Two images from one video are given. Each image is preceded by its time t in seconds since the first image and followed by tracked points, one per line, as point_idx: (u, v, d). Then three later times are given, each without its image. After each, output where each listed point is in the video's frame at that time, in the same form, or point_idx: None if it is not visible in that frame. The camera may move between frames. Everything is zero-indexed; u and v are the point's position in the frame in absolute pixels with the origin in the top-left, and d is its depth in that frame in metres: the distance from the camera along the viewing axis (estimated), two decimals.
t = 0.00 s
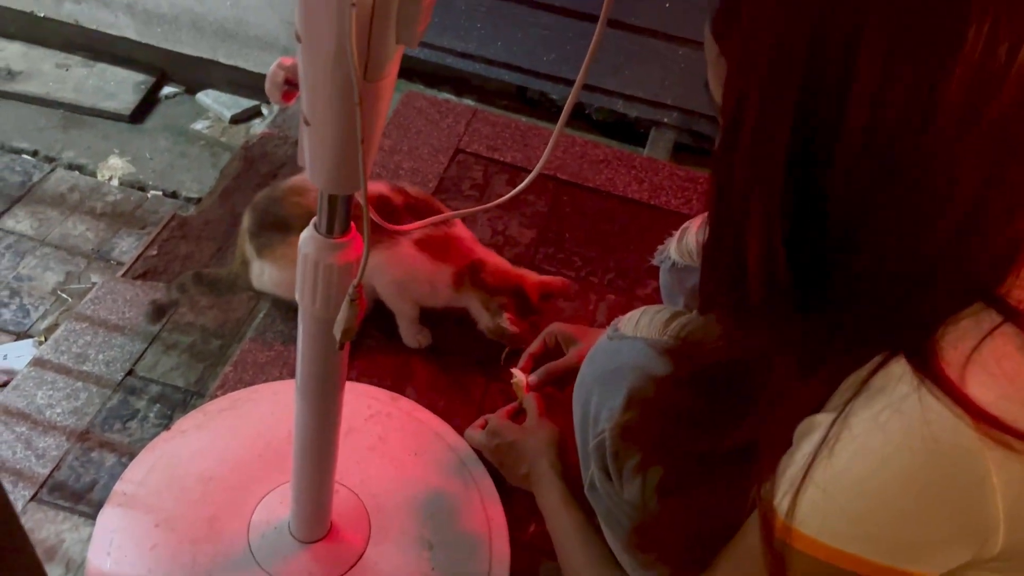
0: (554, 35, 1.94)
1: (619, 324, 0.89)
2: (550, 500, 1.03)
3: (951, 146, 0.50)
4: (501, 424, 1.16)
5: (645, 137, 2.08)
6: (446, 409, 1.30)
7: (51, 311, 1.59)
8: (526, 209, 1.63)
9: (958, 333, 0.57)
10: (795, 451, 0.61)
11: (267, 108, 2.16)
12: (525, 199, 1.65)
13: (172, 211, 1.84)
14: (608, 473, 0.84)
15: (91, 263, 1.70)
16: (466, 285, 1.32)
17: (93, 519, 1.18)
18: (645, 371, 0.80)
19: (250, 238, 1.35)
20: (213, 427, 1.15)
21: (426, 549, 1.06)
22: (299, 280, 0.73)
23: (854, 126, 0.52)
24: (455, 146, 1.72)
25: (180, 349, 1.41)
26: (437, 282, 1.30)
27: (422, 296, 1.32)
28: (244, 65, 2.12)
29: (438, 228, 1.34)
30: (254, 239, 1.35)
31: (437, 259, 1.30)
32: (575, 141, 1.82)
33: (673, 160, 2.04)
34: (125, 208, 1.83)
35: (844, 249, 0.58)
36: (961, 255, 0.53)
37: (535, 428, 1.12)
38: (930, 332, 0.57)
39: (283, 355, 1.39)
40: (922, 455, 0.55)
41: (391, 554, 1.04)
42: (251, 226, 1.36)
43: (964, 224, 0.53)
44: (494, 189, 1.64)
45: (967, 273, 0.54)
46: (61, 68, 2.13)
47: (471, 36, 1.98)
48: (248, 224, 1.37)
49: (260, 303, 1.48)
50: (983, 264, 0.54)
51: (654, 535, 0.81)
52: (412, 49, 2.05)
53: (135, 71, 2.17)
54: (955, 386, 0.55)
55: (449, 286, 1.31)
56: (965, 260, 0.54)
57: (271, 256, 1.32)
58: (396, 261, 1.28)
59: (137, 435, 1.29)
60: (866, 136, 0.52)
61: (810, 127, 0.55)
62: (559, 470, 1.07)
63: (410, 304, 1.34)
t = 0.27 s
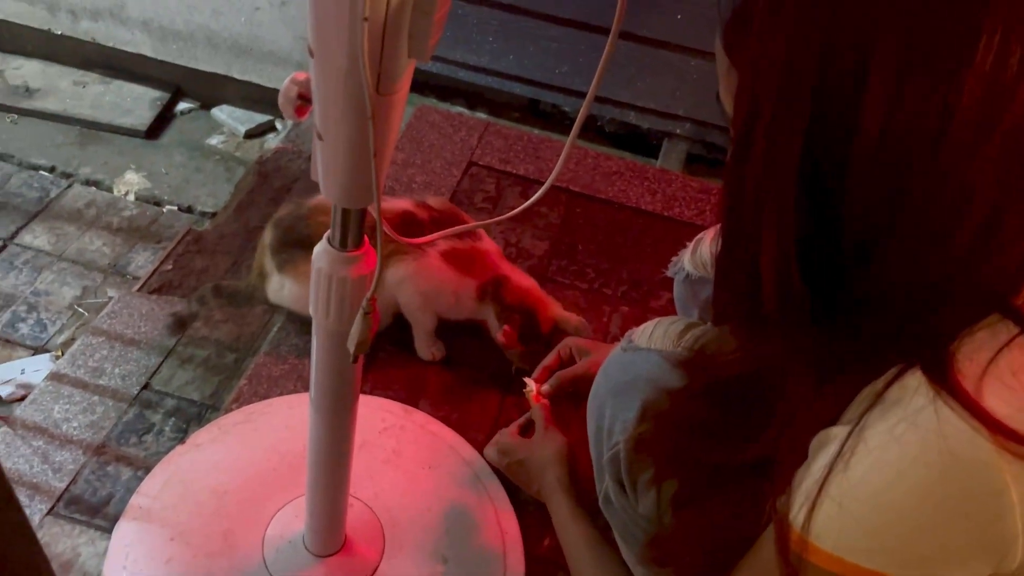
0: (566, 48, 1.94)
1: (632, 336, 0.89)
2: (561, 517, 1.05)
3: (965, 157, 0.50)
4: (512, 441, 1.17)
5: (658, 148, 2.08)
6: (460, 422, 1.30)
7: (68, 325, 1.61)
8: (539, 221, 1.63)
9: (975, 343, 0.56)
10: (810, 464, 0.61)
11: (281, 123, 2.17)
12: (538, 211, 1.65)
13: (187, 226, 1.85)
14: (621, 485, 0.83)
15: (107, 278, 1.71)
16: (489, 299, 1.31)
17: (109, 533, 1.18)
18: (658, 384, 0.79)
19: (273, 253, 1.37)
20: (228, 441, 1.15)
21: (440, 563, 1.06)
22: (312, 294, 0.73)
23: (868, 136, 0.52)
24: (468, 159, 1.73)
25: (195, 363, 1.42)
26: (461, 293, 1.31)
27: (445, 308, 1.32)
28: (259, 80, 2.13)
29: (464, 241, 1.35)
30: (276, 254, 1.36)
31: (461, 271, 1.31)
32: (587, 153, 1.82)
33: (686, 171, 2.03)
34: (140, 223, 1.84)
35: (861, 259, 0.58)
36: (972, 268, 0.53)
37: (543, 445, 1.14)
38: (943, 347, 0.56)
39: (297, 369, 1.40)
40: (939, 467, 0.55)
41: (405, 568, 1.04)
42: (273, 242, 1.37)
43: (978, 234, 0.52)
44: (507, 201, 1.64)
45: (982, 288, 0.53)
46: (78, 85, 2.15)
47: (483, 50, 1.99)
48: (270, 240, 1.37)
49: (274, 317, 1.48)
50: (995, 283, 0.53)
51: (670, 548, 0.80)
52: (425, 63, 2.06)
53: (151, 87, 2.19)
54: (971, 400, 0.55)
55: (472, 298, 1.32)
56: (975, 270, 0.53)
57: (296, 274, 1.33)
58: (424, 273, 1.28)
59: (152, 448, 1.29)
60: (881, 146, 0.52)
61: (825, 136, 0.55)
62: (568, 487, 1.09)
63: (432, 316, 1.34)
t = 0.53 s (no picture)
0: (582, 62, 1.95)
1: (647, 349, 0.87)
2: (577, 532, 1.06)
3: (979, 166, 0.51)
4: (526, 455, 1.18)
5: (674, 160, 2.08)
6: (479, 435, 1.31)
7: (91, 341, 1.63)
8: (555, 234, 1.63)
9: (992, 352, 0.56)
10: (830, 475, 0.61)
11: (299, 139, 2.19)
12: (555, 224, 1.66)
13: (208, 242, 1.87)
14: (640, 498, 0.82)
15: (129, 293, 1.73)
16: (501, 307, 1.31)
17: (132, 547, 1.19)
18: (675, 397, 0.77)
19: (289, 269, 1.37)
20: (249, 455, 1.16)
21: None
22: (332, 310, 0.74)
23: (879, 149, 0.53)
24: (484, 173, 1.74)
25: (216, 378, 1.43)
26: (473, 305, 1.31)
27: (458, 320, 1.32)
28: (278, 96, 2.16)
29: (471, 252, 1.35)
30: (287, 268, 1.37)
31: (472, 281, 1.31)
32: (603, 165, 1.83)
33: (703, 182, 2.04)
34: (162, 239, 1.87)
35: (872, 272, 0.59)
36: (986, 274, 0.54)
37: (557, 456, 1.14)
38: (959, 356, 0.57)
39: (317, 383, 1.41)
40: (957, 479, 0.53)
41: None
42: (286, 258, 1.39)
43: (993, 241, 0.53)
44: (524, 215, 1.65)
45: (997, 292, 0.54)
46: (101, 104, 2.19)
47: (499, 64, 2.00)
48: (287, 256, 1.38)
49: (294, 332, 1.50)
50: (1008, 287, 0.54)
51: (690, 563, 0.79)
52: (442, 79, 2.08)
53: (171, 105, 2.22)
54: (989, 411, 0.54)
55: (484, 309, 1.31)
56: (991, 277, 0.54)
57: (307, 286, 1.34)
58: (435, 286, 1.28)
59: (175, 463, 1.31)
60: (894, 159, 0.53)
61: (838, 150, 0.55)
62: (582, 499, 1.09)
63: (446, 329, 1.34)
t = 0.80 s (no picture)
0: (618, 84, 1.97)
1: (673, 382, 0.89)
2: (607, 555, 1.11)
3: (986, 206, 0.52)
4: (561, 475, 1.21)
5: (712, 179, 2.09)
6: (516, 457, 1.33)
7: (144, 363, 1.69)
8: (592, 256, 1.66)
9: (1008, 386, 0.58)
10: (850, 502, 0.65)
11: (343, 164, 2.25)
12: (591, 247, 1.68)
13: (255, 266, 1.92)
14: (666, 526, 0.88)
15: (180, 317, 1.79)
16: (535, 330, 1.32)
17: (183, 565, 1.24)
18: (699, 427, 0.79)
19: (326, 294, 1.41)
20: (294, 477, 1.20)
21: None
22: (369, 343, 0.77)
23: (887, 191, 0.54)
24: (522, 197, 1.77)
25: (263, 400, 1.48)
26: (505, 328, 1.33)
27: (492, 344, 1.35)
28: (322, 121, 2.21)
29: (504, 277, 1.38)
30: (327, 294, 1.41)
31: (504, 305, 1.33)
32: (640, 187, 1.84)
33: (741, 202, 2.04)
34: (211, 263, 1.93)
35: (880, 313, 0.60)
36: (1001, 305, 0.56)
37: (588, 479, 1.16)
38: (977, 388, 0.59)
39: (360, 405, 1.45)
40: (970, 508, 0.57)
41: None
42: (325, 283, 1.42)
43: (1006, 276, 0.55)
44: (561, 238, 1.68)
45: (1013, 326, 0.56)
46: (153, 132, 2.27)
47: (537, 88, 2.03)
48: (324, 283, 1.42)
49: (337, 354, 1.54)
50: None
51: None
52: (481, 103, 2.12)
53: (220, 132, 2.29)
54: (1000, 443, 0.57)
55: (517, 333, 1.33)
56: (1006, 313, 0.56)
57: (347, 312, 1.38)
58: (468, 311, 1.32)
59: (223, 483, 1.35)
60: (902, 202, 0.54)
61: (847, 195, 0.57)
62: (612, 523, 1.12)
63: (481, 353, 1.37)
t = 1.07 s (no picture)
0: (625, 93, 1.98)
1: (687, 383, 0.87)
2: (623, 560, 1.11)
3: (986, 208, 0.53)
4: (575, 481, 1.21)
5: (721, 186, 2.10)
6: (528, 464, 1.34)
7: (159, 374, 1.70)
8: (601, 264, 1.66)
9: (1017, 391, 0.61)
10: (864, 510, 0.67)
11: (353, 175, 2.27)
12: (601, 254, 1.69)
13: (267, 277, 1.94)
14: (680, 531, 0.87)
15: (194, 328, 1.81)
16: (545, 335, 1.34)
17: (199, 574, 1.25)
18: (709, 432, 0.77)
19: (337, 304, 1.42)
20: (308, 486, 1.21)
21: None
22: (383, 352, 0.78)
23: (888, 196, 0.55)
24: (531, 206, 1.78)
25: (276, 410, 1.49)
26: (515, 335, 1.35)
27: (502, 350, 1.36)
28: (332, 133, 2.23)
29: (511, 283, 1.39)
30: (338, 304, 1.41)
31: (513, 311, 1.35)
32: (649, 196, 1.85)
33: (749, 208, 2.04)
34: (224, 275, 1.94)
35: (881, 317, 0.61)
36: (1007, 302, 0.57)
37: (605, 483, 1.17)
38: (986, 388, 0.61)
39: (373, 415, 1.46)
40: (981, 516, 0.59)
41: None
42: (335, 293, 1.43)
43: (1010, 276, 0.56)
44: (571, 246, 1.68)
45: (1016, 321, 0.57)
46: (166, 146, 2.29)
47: (544, 97, 2.05)
48: (336, 292, 1.43)
49: (350, 364, 1.55)
50: None
51: None
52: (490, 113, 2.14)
53: (231, 144, 2.31)
54: (1009, 447, 0.59)
55: (527, 340, 1.35)
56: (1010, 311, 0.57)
57: (356, 321, 1.37)
58: (476, 318, 1.33)
59: (238, 492, 1.36)
60: (905, 206, 0.55)
61: (850, 203, 0.57)
62: (630, 526, 1.12)
63: (492, 360, 1.38)
